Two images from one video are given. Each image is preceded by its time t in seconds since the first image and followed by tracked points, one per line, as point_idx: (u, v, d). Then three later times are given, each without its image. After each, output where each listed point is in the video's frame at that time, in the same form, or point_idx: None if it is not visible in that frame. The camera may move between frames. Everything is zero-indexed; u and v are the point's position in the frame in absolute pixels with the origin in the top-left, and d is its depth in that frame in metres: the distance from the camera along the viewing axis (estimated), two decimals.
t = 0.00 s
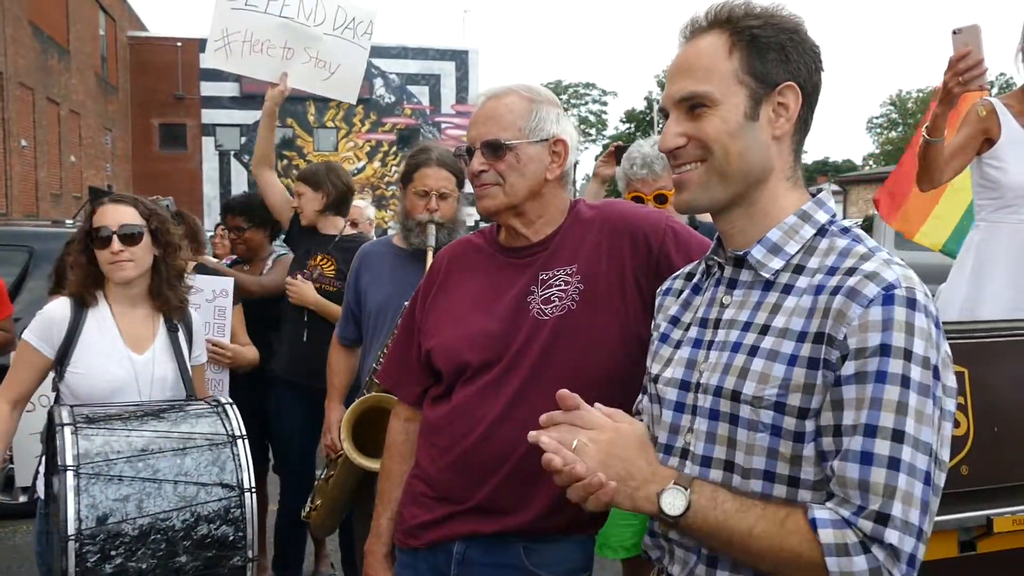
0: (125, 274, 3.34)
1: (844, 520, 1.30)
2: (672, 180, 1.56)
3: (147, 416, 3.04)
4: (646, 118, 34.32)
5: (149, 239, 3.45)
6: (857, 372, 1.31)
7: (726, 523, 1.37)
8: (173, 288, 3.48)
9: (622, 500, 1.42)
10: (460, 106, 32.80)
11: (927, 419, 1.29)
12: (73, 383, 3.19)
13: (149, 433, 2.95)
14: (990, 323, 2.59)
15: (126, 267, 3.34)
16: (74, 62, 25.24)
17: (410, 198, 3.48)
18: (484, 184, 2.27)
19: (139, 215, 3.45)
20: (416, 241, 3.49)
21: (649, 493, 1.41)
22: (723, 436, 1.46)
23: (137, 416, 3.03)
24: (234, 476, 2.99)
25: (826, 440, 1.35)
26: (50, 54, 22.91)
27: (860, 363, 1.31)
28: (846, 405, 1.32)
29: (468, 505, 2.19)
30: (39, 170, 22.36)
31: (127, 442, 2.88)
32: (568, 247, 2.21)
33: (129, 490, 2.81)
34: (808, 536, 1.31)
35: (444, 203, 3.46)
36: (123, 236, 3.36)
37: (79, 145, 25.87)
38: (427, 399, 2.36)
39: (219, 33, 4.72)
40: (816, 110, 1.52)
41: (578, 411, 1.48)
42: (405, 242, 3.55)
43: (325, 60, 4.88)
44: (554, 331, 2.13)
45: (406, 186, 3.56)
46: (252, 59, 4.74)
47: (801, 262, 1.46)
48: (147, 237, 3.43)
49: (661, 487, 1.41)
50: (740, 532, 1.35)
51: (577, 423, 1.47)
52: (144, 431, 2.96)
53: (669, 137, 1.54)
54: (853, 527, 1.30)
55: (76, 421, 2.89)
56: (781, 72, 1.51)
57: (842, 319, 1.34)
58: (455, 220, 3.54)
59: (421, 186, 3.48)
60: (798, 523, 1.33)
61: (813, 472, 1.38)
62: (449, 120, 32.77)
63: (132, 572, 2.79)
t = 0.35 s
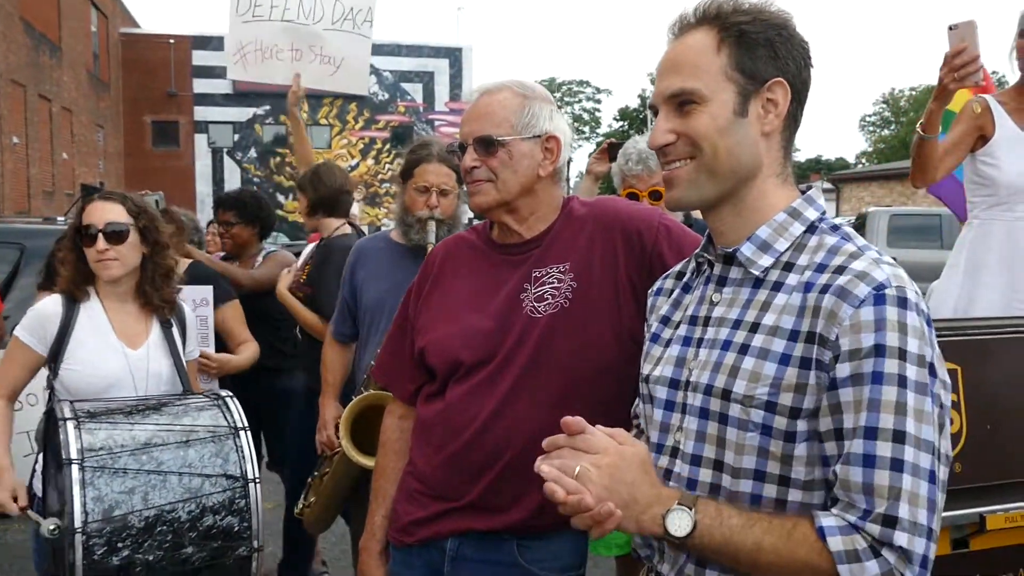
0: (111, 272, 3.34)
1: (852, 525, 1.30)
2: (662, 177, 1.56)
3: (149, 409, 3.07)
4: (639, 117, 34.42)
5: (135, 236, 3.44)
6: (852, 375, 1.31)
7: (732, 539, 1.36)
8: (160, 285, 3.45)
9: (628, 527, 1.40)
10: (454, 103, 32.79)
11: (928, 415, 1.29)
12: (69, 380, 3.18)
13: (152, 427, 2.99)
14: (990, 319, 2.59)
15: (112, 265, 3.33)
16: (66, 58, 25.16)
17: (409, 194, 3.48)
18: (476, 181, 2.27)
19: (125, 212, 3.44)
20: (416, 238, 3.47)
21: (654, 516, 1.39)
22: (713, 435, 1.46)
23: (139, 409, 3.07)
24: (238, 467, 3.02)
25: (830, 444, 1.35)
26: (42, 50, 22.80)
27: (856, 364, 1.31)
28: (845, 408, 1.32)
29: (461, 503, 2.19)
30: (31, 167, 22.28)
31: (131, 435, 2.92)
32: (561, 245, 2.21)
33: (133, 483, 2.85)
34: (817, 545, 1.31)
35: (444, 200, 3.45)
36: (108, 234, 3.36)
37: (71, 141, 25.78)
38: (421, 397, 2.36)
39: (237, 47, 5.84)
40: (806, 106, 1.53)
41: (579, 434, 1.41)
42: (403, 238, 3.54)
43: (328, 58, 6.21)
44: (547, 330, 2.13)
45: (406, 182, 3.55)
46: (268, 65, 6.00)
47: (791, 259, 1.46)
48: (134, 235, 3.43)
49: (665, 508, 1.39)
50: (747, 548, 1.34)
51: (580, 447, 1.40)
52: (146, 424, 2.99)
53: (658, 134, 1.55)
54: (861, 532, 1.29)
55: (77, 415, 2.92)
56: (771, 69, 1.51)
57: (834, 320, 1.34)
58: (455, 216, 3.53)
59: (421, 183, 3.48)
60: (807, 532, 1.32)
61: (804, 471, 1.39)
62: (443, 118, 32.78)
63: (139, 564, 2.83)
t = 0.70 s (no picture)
0: (102, 270, 3.33)
1: (887, 520, 1.27)
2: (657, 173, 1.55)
3: (150, 402, 3.11)
4: (635, 114, 34.40)
5: (127, 232, 3.43)
6: (859, 373, 1.30)
7: (773, 535, 1.28)
8: (156, 281, 3.44)
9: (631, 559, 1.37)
10: (449, 101, 32.76)
11: (936, 411, 1.31)
12: (64, 376, 3.17)
13: (154, 421, 3.02)
14: (986, 317, 2.60)
15: (104, 262, 3.32)
16: (60, 54, 25.07)
17: (414, 194, 3.46)
18: (472, 179, 2.26)
19: (116, 209, 3.43)
20: (420, 238, 3.45)
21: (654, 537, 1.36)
22: (711, 433, 1.46)
23: (140, 403, 3.09)
24: (241, 459, 3.09)
25: (835, 446, 1.34)
26: (35, 45, 22.70)
27: (862, 363, 1.30)
28: (852, 409, 1.31)
29: (457, 500, 2.19)
30: (24, 163, 22.20)
31: (135, 430, 2.95)
32: (555, 242, 2.21)
33: (139, 476, 2.89)
34: (857, 538, 1.27)
35: (449, 200, 3.44)
36: (98, 231, 3.35)
37: (64, 137, 25.68)
38: (415, 394, 2.36)
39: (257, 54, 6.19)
40: (800, 102, 1.53)
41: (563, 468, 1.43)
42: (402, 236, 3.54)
43: (337, 66, 6.46)
44: (543, 328, 2.13)
45: (409, 181, 3.54)
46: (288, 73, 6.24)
47: (787, 256, 1.46)
48: (125, 231, 3.42)
49: (697, 501, 1.29)
50: (789, 542, 1.27)
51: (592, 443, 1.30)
52: (149, 418, 3.02)
53: (653, 130, 1.54)
54: (899, 527, 1.27)
55: (79, 409, 2.93)
56: (764, 65, 1.51)
57: (837, 318, 1.34)
58: (459, 217, 3.52)
59: (427, 183, 3.46)
60: (844, 523, 1.28)
61: (802, 470, 1.38)
62: (438, 115, 32.73)
63: (145, 558, 2.87)
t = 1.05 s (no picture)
0: (103, 270, 3.32)
1: (836, 520, 1.29)
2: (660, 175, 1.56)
3: (150, 399, 3.09)
4: (634, 112, 34.36)
5: (129, 232, 3.42)
6: (844, 369, 1.31)
7: (720, 532, 1.34)
8: (159, 280, 3.44)
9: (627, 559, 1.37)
10: (448, 100, 32.71)
11: (918, 413, 1.29)
12: (65, 374, 3.17)
13: (154, 419, 3.01)
14: (984, 317, 2.61)
15: (105, 262, 3.31)
16: (58, 51, 25.02)
17: (415, 191, 3.47)
18: (468, 180, 2.27)
19: (118, 208, 3.41)
20: (421, 236, 3.45)
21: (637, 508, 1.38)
22: (711, 432, 1.46)
23: (140, 401, 3.07)
24: (241, 458, 3.09)
25: (819, 438, 1.36)
26: (33, 43, 22.65)
27: (848, 360, 1.31)
28: (837, 403, 1.32)
29: (453, 499, 2.19)
30: (22, 160, 22.15)
31: (135, 428, 2.94)
32: (554, 242, 2.21)
33: (139, 475, 2.89)
34: (799, 536, 1.30)
35: (450, 198, 3.45)
36: (101, 230, 3.34)
37: (62, 135, 25.62)
38: (413, 393, 2.36)
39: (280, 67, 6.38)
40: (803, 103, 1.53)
41: (565, 424, 1.43)
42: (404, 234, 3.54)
43: (360, 85, 6.47)
44: (541, 328, 2.13)
45: (410, 178, 3.54)
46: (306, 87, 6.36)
47: (790, 257, 1.46)
48: (127, 231, 3.41)
49: (649, 500, 1.38)
50: (732, 540, 1.33)
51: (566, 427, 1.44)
52: (149, 416, 3.01)
53: (656, 131, 1.54)
54: (845, 526, 1.29)
55: (79, 407, 2.91)
56: (768, 66, 1.51)
57: (830, 316, 1.35)
58: (460, 215, 3.52)
59: (428, 180, 3.47)
60: (791, 527, 1.31)
61: (800, 468, 1.38)
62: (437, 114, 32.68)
63: (144, 557, 2.88)
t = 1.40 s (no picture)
0: (112, 270, 3.32)
1: (870, 526, 1.28)
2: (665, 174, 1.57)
3: (152, 399, 3.11)
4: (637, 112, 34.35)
5: (138, 232, 3.43)
6: (860, 374, 1.31)
7: (752, 553, 1.31)
8: (165, 280, 3.45)
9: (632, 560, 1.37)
10: (451, 100, 32.70)
11: (938, 413, 1.29)
12: (71, 373, 3.18)
13: (155, 417, 3.03)
14: (990, 317, 2.61)
15: (114, 262, 3.32)
16: (62, 50, 25.06)
17: (419, 190, 3.48)
18: (468, 179, 2.28)
19: (127, 208, 3.42)
20: (424, 235, 3.46)
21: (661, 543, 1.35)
22: (718, 432, 1.46)
23: (142, 400, 3.09)
24: (242, 456, 3.09)
25: (836, 444, 1.35)
26: (37, 43, 22.69)
27: (863, 363, 1.31)
28: (854, 408, 1.31)
29: (459, 498, 2.19)
30: (26, 160, 22.20)
31: (136, 427, 2.96)
32: (559, 241, 2.21)
33: (139, 473, 2.90)
34: (835, 548, 1.28)
35: (453, 196, 3.46)
36: (110, 230, 3.34)
37: (65, 134, 25.66)
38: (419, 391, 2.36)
39: (284, 78, 6.37)
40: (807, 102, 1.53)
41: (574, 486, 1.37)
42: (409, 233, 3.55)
43: (365, 93, 6.52)
44: (547, 328, 2.13)
45: (414, 177, 3.56)
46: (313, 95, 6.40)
47: (796, 256, 1.46)
48: (136, 231, 3.42)
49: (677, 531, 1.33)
50: (768, 562, 1.30)
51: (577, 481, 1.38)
52: (150, 415, 3.04)
53: (661, 131, 1.54)
54: (880, 531, 1.28)
55: (82, 406, 2.95)
56: (771, 65, 1.51)
57: (840, 318, 1.35)
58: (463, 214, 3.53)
59: (431, 178, 3.48)
60: (826, 542, 1.29)
61: (809, 469, 1.38)
62: (440, 114, 32.68)
63: (145, 554, 2.88)
